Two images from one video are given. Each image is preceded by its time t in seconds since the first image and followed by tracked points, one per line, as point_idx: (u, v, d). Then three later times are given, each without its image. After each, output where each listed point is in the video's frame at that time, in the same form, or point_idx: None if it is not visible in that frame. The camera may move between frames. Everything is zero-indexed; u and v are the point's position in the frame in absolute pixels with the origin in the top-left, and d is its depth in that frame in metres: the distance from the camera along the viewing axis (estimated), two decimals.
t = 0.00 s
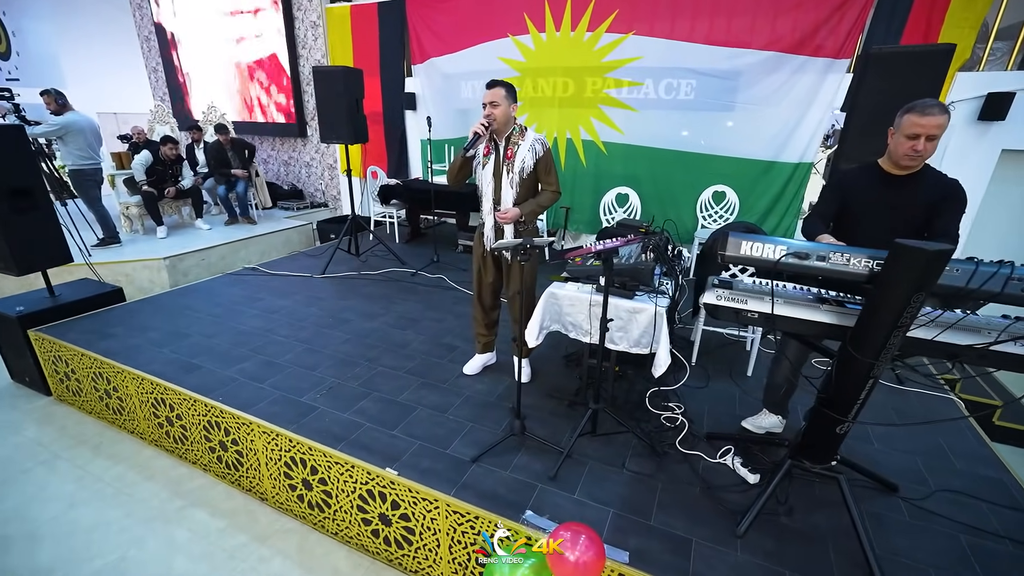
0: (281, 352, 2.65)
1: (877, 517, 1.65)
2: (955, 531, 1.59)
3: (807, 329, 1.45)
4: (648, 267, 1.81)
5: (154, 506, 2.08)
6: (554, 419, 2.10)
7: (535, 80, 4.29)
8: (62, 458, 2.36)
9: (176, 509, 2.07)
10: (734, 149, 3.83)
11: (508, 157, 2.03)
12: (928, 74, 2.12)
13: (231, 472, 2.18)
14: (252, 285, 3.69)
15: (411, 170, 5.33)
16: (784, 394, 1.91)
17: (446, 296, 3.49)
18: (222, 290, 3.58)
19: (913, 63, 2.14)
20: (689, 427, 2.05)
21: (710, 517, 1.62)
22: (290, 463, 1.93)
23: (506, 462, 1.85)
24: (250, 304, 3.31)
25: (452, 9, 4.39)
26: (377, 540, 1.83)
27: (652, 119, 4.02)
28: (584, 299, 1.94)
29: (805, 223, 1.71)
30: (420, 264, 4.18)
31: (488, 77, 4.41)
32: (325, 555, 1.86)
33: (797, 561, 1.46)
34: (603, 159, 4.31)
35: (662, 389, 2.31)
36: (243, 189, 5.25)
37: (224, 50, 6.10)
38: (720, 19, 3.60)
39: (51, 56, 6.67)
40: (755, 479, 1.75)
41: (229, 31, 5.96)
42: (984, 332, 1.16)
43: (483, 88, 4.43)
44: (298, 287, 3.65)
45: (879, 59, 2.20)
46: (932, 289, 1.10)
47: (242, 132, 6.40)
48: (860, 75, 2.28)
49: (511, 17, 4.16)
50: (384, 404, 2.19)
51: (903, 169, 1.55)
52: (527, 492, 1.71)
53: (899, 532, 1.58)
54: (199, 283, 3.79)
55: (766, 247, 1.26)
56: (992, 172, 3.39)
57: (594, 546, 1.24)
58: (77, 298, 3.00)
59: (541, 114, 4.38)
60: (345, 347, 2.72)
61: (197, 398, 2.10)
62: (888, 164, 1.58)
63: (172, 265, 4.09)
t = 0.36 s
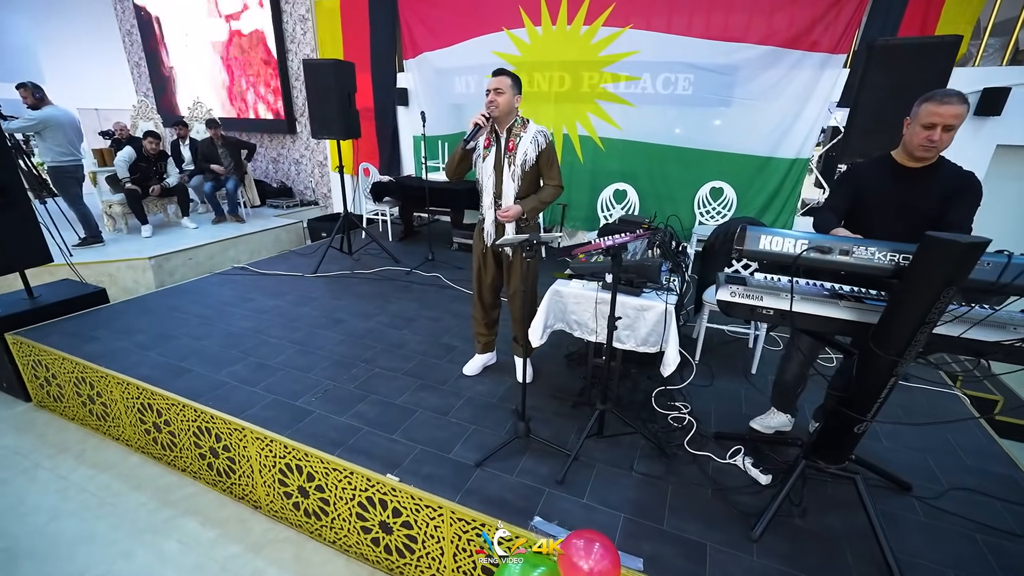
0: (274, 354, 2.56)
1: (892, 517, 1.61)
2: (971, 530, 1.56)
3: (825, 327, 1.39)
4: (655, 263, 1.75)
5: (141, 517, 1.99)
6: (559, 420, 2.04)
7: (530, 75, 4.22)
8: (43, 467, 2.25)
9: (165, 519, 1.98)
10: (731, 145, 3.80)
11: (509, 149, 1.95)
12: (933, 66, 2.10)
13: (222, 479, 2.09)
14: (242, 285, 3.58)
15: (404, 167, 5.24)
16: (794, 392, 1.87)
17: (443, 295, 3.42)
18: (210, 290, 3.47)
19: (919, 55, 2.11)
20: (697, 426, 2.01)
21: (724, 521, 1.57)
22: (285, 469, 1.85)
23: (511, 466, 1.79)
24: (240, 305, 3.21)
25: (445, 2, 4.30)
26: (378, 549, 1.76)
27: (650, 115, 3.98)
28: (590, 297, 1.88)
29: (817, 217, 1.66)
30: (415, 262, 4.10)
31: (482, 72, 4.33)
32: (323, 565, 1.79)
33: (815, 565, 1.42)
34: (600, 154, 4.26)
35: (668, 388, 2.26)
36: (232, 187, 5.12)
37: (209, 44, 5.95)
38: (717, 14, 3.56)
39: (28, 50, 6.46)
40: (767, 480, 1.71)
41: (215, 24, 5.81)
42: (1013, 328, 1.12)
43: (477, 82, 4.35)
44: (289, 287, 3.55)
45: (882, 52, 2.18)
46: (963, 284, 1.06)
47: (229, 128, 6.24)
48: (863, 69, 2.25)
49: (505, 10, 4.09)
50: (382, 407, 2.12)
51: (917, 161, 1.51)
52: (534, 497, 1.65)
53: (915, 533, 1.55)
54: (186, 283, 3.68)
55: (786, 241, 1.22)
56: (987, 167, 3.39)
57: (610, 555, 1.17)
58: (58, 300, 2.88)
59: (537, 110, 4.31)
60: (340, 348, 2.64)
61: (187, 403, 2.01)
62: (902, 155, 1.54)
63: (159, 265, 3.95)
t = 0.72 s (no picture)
0: (263, 363, 2.46)
1: (902, 521, 1.60)
2: (981, 532, 1.54)
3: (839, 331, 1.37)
4: (659, 266, 1.72)
5: (123, 539, 1.88)
6: (563, 427, 1.99)
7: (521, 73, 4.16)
8: (15, 488, 2.12)
9: (149, 541, 1.87)
10: (723, 144, 3.80)
11: (510, 149, 1.91)
12: (933, 65, 2.09)
13: (210, 496, 1.99)
14: (226, 291, 3.45)
15: (391, 167, 5.14)
16: (801, 395, 1.84)
17: (435, 298, 3.34)
18: (192, 296, 3.33)
19: (917, 54, 2.10)
20: (703, 431, 1.97)
21: (737, 529, 1.53)
22: (278, 486, 1.76)
23: (516, 477, 1.73)
24: (224, 311, 3.09)
25: None
26: (378, 567, 1.68)
27: (642, 114, 3.95)
28: (594, 301, 1.83)
29: (823, 217, 1.64)
30: (405, 265, 4.01)
31: (471, 71, 4.26)
32: None
33: (833, 574, 1.39)
34: (592, 154, 4.23)
35: (671, 392, 2.22)
36: (213, 188, 4.96)
37: (187, 41, 5.76)
38: (708, 12, 3.55)
39: None
40: (777, 485, 1.68)
41: (193, 21, 5.63)
42: None
43: (467, 81, 4.28)
44: (276, 292, 3.44)
45: (882, 51, 2.16)
46: (990, 287, 1.03)
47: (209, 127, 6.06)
48: (862, 68, 2.24)
49: (495, 8, 4.02)
50: (379, 417, 2.04)
51: (927, 161, 1.49)
52: (542, 509, 1.59)
53: (928, 536, 1.53)
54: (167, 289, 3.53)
55: (804, 244, 1.18)
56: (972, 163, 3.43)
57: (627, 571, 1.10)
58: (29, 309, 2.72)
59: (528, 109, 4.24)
60: (331, 356, 2.55)
61: (171, 417, 1.90)
62: (911, 155, 1.52)
63: (137, 270, 3.78)
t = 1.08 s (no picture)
0: (248, 374, 2.35)
1: (910, 522, 1.58)
2: (987, 531, 1.54)
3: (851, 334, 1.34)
4: (661, 268, 1.65)
5: (100, 566, 1.76)
6: (564, 435, 1.94)
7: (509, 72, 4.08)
8: None
9: (128, 567, 1.76)
10: (712, 144, 3.80)
11: (507, 150, 1.87)
12: (926, 64, 2.10)
13: (194, 517, 1.88)
14: (205, 298, 3.31)
15: (376, 167, 5.03)
16: (804, 397, 1.82)
17: (426, 302, 3.26)
18: (170, 304, 3.19)
19: (910, 53, 2.11)
20: (705, 435, 1.95)
21: (747, 537, 1.50)
22: (267, 505, 1.66)
23: (519, 489, 1.67)
24: (205, 319, 2.96)
25: None
26: None
27: (631, 114, 3.93)
28: (595, 305, 1.78)
29: (827, 218, 1.62)
30: (393, 268, 3.92)
31: (457, 69, 4.18)
32: None
33: None
34: (582, 154, 4.20)
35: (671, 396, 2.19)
36: (189, 191, 4.78)
37: (160, 38, 5.56)
38: (695, 12, 3.55)
39: None
40: (784, 490, 1.66)
41: (165, 17, 5.43)
42: None
43: (453, 80, 4.20)
44: (259, 298, 3.31)
45: (874, 52, 2.16)
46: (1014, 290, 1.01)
47: (183, 127, 5.85)
48: (854, 69, 2.24)
49: (481, 5, 3.95)
50: (373, 429, 1.96)
51: (930, 160, 1.48)
52: (548, 521, 1.54)
53: (936, 538, 1.52)
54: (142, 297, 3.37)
55: (820, 246, 1.15)
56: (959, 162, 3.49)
57: None
58: None
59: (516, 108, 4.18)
60: (320, 365, 2.46)
61: (151, 435, 1.78)
62: (914, 155, 1.51)
63: (109, 277, 3.60)
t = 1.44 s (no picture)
0: (230, 387, 2.24)
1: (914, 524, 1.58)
2: (989, 530, 1.54)
3: (861, 338, 1.32)
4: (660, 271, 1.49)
5: None
6: (565, 443, 1.89)
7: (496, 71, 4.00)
8: None
9: None
10: (699, 143, 3.81)
11: (502, 152, 1.82)
12: (916, 65, 2.11)
13: (175, 542, 1.76)
14: (182, 306, 3.16)
15: (358, 169, 4.91)
16: (806, 399, 1.81)
17: (414, 307, 3.18)
18: (144, 314, 3.03)
19: (901, 54, 2.12)
20: (707, 439, 1.92)
21: (756, 544, 1.48)
22: (255, 528, 1.56)
23: (522, 502, 1.62)
24: (182, 329, 2.82)
25: None
26: None
27: (618, 113, 3.91)
28: (596, 310, 1.74)
29: (829, 218, 1.60)
30: (379, 272, 3.82)
31: (441, 68, 4.09)
32: None
33: None
34: (570, 154, 4.17)
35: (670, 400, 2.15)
36: (162, 194, 4.59)
37: (128, 35, 5.34)
38: (681, 12, 3.54)
39: None
40: (789, 494, 1.64)
41: (133, 13, 5.21)
42: None
43: (437, 79, 4.11)
44: (240, 305, 3.18)
45: (864, 52, 2.17)
46: None
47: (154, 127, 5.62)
48: (844, 70, 2.25)
49: (465, 3, 3.88)
50: (366, 443, 1.88)
51: (932, 160, 1.48)
52: (554, 534, 1.49)
53: (940, 538, 1.51)
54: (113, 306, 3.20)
55: (836, 250, 1.12)
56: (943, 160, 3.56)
57: None
58: None
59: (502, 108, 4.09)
60: (307, 375, 2.36)
61: (127, 456, 1.66)
62: (916, 155, 1.50)
63: (77, 285, 3.40)
